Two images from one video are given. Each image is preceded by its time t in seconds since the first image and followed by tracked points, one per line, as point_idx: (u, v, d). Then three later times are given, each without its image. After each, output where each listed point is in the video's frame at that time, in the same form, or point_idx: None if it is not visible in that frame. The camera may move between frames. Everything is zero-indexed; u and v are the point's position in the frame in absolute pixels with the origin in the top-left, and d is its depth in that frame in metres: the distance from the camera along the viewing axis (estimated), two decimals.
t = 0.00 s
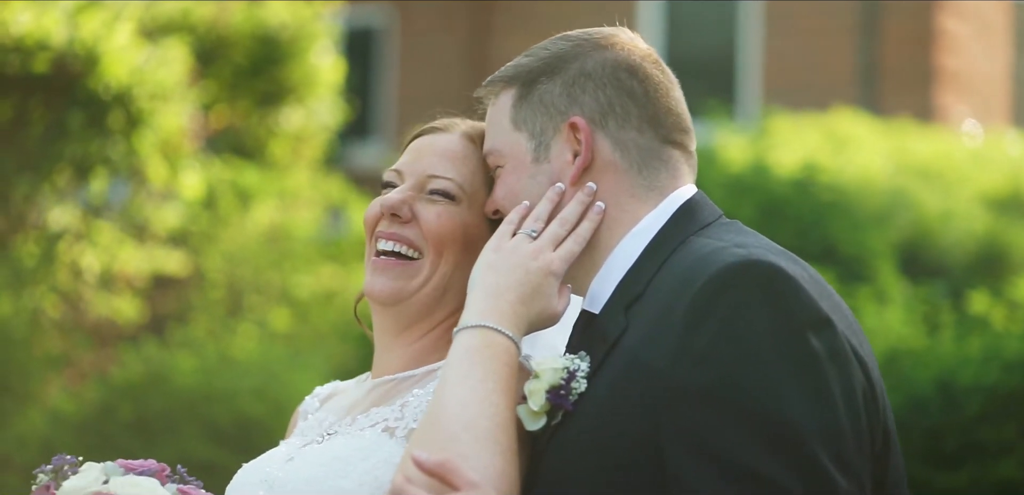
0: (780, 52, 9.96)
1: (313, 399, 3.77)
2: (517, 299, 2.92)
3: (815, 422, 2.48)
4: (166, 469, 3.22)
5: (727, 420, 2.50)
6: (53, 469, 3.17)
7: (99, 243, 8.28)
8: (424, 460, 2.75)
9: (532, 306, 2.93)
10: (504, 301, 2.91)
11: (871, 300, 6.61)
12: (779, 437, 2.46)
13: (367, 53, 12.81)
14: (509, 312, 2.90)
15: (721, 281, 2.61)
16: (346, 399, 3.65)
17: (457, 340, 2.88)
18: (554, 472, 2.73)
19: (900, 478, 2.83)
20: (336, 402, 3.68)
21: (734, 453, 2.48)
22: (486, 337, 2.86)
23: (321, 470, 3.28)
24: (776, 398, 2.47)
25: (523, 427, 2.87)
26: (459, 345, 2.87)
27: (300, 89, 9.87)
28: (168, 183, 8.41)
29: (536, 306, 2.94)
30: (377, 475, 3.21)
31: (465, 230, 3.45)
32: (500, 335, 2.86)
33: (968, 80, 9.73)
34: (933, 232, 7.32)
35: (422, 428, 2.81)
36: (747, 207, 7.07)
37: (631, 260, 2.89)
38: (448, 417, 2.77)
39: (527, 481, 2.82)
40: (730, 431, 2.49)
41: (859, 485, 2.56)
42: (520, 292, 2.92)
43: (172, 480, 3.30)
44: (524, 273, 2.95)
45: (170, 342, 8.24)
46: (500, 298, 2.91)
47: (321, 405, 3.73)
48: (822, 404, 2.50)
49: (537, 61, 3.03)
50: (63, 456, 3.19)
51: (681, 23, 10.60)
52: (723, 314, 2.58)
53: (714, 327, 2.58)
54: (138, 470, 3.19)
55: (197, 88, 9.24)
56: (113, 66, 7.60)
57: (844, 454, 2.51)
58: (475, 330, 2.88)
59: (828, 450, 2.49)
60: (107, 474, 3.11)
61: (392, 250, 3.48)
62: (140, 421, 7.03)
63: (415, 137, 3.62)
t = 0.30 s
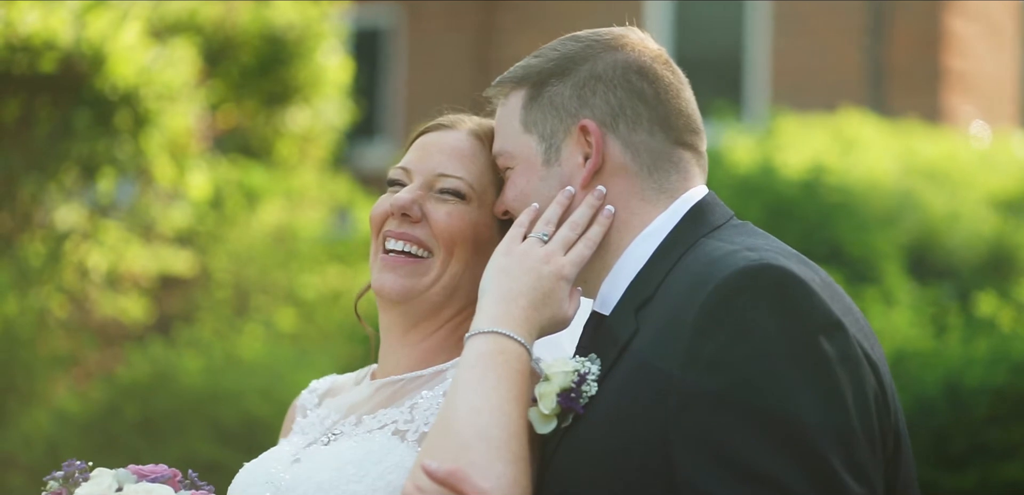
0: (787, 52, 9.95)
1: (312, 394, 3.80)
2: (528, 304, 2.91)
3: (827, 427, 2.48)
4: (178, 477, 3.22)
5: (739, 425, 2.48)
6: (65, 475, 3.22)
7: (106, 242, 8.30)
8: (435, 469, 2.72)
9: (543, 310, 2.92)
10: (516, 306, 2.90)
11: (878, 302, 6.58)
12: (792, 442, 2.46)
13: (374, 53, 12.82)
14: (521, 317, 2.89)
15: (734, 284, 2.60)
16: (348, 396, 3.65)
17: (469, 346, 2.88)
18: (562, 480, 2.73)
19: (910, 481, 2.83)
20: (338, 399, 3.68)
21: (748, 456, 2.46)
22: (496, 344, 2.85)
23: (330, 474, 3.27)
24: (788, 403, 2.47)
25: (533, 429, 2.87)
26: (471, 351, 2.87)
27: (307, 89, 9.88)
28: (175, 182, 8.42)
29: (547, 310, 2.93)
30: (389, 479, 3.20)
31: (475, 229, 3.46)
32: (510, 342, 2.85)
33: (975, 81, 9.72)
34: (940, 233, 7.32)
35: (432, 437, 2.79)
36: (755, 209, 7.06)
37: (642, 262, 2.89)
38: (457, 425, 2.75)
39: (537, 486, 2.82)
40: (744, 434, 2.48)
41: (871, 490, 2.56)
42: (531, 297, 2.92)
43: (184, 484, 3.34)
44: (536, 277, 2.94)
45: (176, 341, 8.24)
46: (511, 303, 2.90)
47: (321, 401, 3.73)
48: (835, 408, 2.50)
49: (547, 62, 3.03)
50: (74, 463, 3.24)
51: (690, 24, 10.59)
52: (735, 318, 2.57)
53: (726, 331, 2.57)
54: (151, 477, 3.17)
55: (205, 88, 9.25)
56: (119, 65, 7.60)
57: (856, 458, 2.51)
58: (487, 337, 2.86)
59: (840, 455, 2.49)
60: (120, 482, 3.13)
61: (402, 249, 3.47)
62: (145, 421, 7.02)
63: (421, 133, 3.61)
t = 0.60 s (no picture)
0: (790, 51, 9.93)
1: (309, 391, 3.79)
2: (537, 307, 2.91)
3: (837, 430, 2.50)
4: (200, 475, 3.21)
5: (749, 429, 2.50)
6: (84, 469, 3.17)
7: (109, 240, 8.31)
8: (444, 472, 2.71)
9: (551, 312, 2.92)
10: (526, 307, 2.90)
11: (882, 301, 6.57)
12: (803, 446, 2.48)
13: (378, 52, 12.81)
14: (530, 319, 2.89)
15: (745, 287, 2.60)
16: (347, 395, 3.65)
17: (477, 348, 2.87)
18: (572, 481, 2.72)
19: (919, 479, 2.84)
20: (337, 398, 3.68)
21: (759, 460, 2.48)
22: (505, 345, 2.85)
23: (332, 473, 3.27)
24: (798, 408, 2.49)
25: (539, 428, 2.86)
26: (479, 353, 2.86)
27: (310, 87, 9.86)
28: (177, 181, 8.42)
29: (556, 313, 2.93)
30: (391, 479, 3.20)
31: (483, 234, 3.45)
32: (519, 344, 2.85)
33: (979, 81, 9.70)
34: (943, 233, 7.31)
35: (441, 440, 2.79)
36: (758, 208, 7.05)
37: (650, 260, 2.89)
38: (467, 428, 2.75)
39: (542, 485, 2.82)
40: (756, 438, 2.50)
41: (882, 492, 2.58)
42: (540, 299, 2.91)
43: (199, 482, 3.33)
44: (545, 277, 2.94)
45: (178, 340, 8.24)
46: (521, 306, 2.90)
47: (320, 399, 3.73)
48: (846, 413, 2.51)
49: (552, 60, 3.02)
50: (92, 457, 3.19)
51: (694, 23, 10.58)
52: (747, 321, 2.58)
53: (737, 334, 2.58)
54: (173, 476, 3.17)
55: (207, 87, 9.24)
56: (123, 63, 7.61)
57: (867, 462, 2.53)
58: (494, 340, 2.86)
59: (850, 458, 2.51)
60: (142, 479, 3.13)
61: (409, 256, 3.46)
62: (148, 420, 7.02)
63: (421, 132, 3.57)
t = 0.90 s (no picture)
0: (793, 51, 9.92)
1: (295, 388, 3.74)
2: (543, 310, 2.93)
3: (845, 430, 2.56)
4: (199, 478, 3.22)
5: (759, 430, 2.56)
6: (84, 473, 3.17)
7: (112, 240, 8.34)
8: (456, 477, 2.78)
9: (557, 315, 2.94)
10: (533, 312, 2.92)
11: (883, 301, 6.57)
12: (812, 446, 2.54)
13: (380, 51, 12.82)
14: (536, 323, 2.91)
15: (752, 290, 2.66)
16: (339, 393, 3.63)
17: (484, 352, 2.90)
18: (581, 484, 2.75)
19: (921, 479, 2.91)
20: (328, 395, 3.66)
21: (766, 459, 2.54)
22: (512, 349, 2.88)
23: (337, 477, 3.28)
24: (807, 409, 2.55)
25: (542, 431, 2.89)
26: (487, 356, 2.89)
27: (313, 87, 9.86)
28: (180, 181, 8.43)
29: (561, 316, 2.95)
30: (399, 482, 3.25)
31: (483, 233, 3.47)
32: (528, 348, 2.88)
33: (982, 81, 9.69)
34: (945, 233, 7.31)
35: (451, 443, 2.82)
36: (760, 207, 7.05)
37: (653, 261, 2.92)
38: (478, 435, 2.77)
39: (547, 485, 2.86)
40: (762, 437, 2.55)
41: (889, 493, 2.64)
42: (547, 302, 2.94)
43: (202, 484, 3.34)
44: (550, 281, 2.96)
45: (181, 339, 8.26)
46: (528, 310, 2.92)
47: (308, 397, 3.70)
48: (852, 413, 2.58)
49: (553, 60, 3.04)
50: (90, 460, 3.19)
51: (696, 23, 10.58)
52: (754, 324, 2.64)
53: (744, 336, 2.63)
54: (174, 477, 3.19)
55: (210, 87, 9.26)
56: (126, 63, 7.64)
57: (874, 461, 2.60)
58: (501, 343, 2.89)
59: (859, 458, 2.57)
60: (143, 481, 3.16)
61: (407, 256, 3.46)
62: (152, 419, 7.04)
63: (417, 130, 3.56)
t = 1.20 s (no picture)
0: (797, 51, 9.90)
1: (278, 388, 3.70)
2: (547, 310, 2.96)
3: (856, 435, 2.61)
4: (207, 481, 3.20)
5: (771, 435, 2.59)
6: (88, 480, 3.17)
7: (116, 240, 8.36)
8: (467, 482, 2.77)
9: (560, 315, 2.97)
10: (536, 312, 2.94)
11: (885, 300, 6.57)
12: (823, 451, 2.59)
13: (385, 52, 12.82)
14: (540, 323, 2.93)
15: (764, 294, 2.67)
16: (328, 392, 3.61)
17: (490, 352, 2.92)
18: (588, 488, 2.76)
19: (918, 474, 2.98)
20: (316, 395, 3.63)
21: (774, 462, 2.58)
22: (517, 349, 2.90)
23: (339, 477, 3.28)
24: (820, 415, 2.59)
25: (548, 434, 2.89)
26: (492, 357, 2.91)
27: (317, 87, 9.86)
28: (184, 181, 8.45)
29: (563, 315, 2.98)
30: (402, 481, 3.25)
31: (483, 235, 3.47)
32: (531, 348, 2.90)
33: (986, 81, 9.66)
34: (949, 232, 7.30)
35: (460, 447, 2.83)
36: (763, 208, 7.04)
37: (654, 263, 2.92)
38: (485, 438, 2.80)
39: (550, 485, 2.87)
40: (763, 438, 2.59)
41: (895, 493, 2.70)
42: (550, 302, 2.96)
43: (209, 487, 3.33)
44: (553, 280, 2.98)
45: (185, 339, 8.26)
46: (531, 310, 2.95)
47: (293, 397, 3.65)
48: (862, 418, 2.62)
49: (554, 60, 3.03)
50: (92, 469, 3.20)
51: (701, 24, 10.58)
52: (763, 328, 2.65)
53: (753, 341, 2.65)
54: (181, 480, 3.19)
55: (214, 87, 9.27)
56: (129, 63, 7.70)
57: (883, 464, 2.65)
58: (506, 343, 2.91)
59: (868, 462, 2.62)
60: (151, 486, 3.15)
61: (409, 257, 3.44)
62: (155, 419, 7.04)
63: (416, 129, 3.53)
